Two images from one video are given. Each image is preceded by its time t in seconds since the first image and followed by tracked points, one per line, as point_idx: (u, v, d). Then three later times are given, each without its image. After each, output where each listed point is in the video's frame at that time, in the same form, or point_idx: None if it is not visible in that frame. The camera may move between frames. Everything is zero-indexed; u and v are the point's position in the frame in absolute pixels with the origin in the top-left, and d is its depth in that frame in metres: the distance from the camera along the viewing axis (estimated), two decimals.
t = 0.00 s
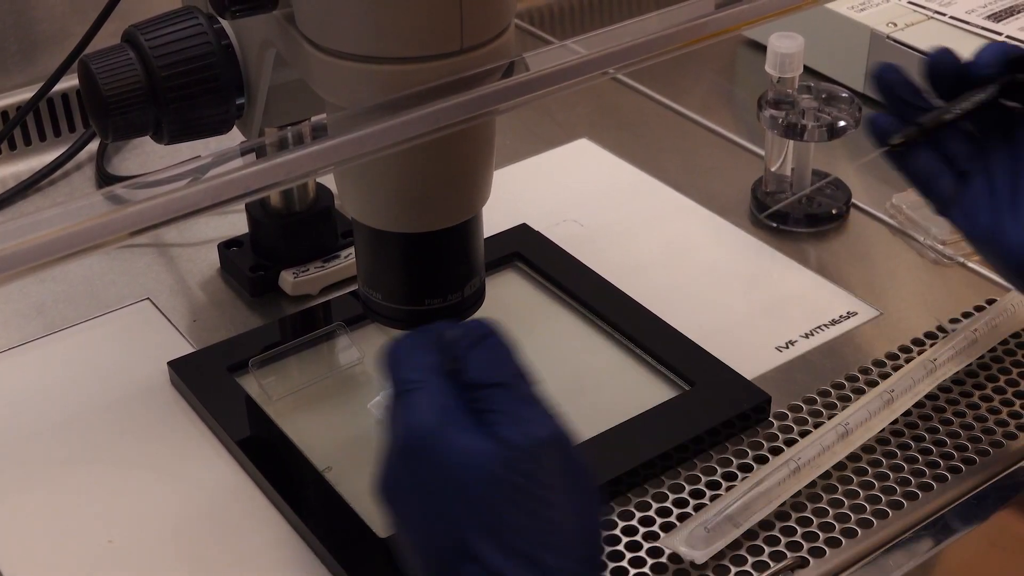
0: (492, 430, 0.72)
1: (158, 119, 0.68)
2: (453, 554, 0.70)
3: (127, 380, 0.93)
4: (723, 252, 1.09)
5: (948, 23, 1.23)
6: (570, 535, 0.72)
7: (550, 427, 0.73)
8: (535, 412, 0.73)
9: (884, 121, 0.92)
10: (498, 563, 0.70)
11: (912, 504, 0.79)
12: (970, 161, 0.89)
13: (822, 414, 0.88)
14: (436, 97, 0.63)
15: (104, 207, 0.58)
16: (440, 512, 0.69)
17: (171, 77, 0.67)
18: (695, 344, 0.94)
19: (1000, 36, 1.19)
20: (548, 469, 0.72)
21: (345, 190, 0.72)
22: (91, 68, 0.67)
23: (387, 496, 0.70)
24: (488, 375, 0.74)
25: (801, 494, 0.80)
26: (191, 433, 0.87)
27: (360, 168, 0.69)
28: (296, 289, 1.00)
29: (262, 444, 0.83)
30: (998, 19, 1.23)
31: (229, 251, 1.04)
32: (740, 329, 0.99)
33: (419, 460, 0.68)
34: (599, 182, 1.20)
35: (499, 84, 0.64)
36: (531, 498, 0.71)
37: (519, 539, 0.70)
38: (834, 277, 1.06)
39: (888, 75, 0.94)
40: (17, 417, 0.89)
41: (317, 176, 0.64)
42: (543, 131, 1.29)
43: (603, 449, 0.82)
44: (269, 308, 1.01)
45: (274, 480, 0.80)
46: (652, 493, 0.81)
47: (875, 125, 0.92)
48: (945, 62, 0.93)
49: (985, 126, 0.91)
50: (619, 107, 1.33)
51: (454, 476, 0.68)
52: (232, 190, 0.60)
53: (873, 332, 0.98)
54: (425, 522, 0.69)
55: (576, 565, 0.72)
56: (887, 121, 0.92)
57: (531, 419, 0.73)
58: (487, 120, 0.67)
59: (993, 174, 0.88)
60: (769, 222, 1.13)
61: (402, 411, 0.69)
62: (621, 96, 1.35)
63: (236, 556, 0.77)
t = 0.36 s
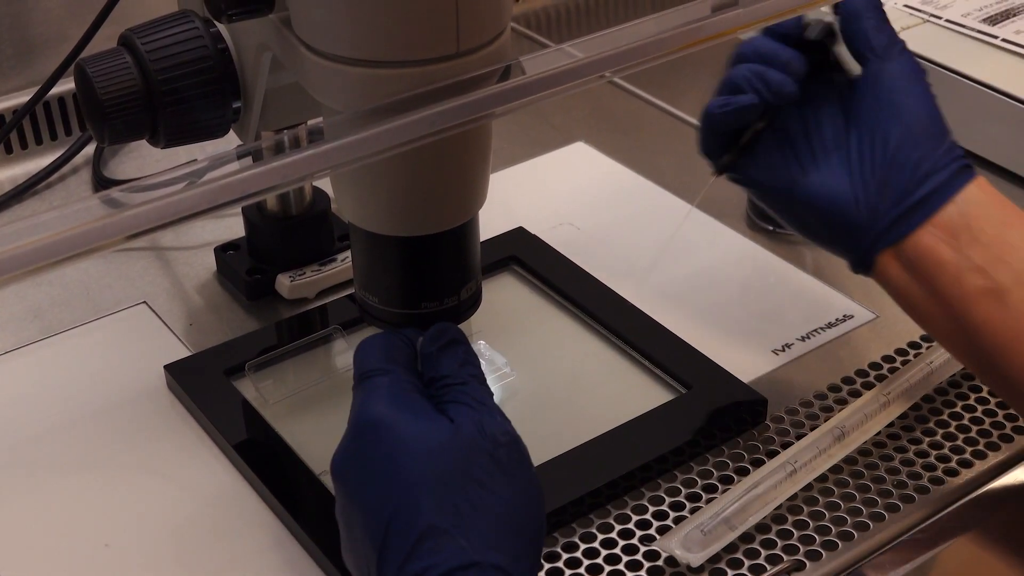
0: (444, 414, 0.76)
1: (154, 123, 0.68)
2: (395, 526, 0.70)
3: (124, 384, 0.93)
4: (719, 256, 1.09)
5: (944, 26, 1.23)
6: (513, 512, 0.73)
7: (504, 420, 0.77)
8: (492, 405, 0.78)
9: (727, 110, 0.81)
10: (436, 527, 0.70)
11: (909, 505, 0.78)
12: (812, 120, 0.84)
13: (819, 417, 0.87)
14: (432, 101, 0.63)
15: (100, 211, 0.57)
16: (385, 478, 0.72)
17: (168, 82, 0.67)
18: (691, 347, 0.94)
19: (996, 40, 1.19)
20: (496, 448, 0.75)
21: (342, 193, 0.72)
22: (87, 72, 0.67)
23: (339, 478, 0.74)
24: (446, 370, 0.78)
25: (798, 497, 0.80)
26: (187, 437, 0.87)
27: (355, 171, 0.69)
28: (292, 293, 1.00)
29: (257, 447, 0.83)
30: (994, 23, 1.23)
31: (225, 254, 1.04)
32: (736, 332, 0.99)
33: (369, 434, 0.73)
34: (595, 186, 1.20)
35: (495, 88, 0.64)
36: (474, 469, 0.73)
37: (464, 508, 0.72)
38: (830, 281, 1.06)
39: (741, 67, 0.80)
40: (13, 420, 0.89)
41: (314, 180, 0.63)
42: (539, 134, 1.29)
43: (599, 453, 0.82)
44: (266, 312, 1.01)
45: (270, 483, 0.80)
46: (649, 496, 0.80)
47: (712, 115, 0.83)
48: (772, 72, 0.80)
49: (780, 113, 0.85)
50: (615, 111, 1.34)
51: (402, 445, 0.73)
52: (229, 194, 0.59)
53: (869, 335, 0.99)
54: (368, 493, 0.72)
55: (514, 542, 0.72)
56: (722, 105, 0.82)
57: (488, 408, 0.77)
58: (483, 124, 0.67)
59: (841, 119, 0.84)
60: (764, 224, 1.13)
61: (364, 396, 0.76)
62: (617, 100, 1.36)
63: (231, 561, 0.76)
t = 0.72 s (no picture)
0: (448, 409, 0.78)
1: (154, 124, 0.68)
2: (393, 510, 0.71)
3: (124, 386, 0.93)
4: (719, 257, 1.09)
5: (944, 28, 1.23)
6: (509, 496, 0.73)
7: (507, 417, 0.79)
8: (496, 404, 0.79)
9: (684, 121, 0.88)
10: (432, 505, 0.71)
11: (908, 507, 0.78)
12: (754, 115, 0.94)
13: (819, 419, 0.87)
14: (431, 103, 0.63)
15: (99, 213, 0.57)
16: (386, 462, 0.73)
17: (167, 83, 0.67)
18: (690, 349, 0.94)
19: (996, 42, 1.19)
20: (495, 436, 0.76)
21: (341, 195, 0.72)
22: (87, 73, 0.67)
23: (345, 471, 0.76)
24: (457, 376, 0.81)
25: (797, 499, 0.80)
26: (187, 439, 0.87)
27: (354, 173, 0.69)
28: (292, 295, 1.00)
29: (257, 448, 0.83)
30: (994, 25, 1.23)
31: (225, 256, 1.04)
32: (736, 333, 0.99)
33: (372, 425, 0.75)
34: (594, 187, 1.20)
35: (495, 89, 0.64)
36: (471, 453, 0.74)
37: (459, 489, 0.73)
38: (829, 283, 1.06)
39: (700, 76, 0.86)
40: (13, 422, 0.89)
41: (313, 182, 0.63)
42: (538, 136, 1.29)
43: (599, 455, 0.82)
44: (265, 314, 1.01)
45: (269, 484, 0.80)
46: (648, 498, 0.80)
47: (664, 117, 0.88)
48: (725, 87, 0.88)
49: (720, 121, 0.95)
50: (615, 112, 1.34)
51: (406, 433, 0.74)
52: (228, 197, 0.59)
53: (869, 336, 0.99)
54: (370, 478, 0.73)
55: (507, 525, 0.72)
56: (677, 111, 0.88)
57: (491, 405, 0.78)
58: (482, 126, 0.67)
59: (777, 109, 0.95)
60: (764, 226, 1.14)
61: (371, 393, 0.78)
62: (617, 102, 1.36)
63: (231, 563, 0.76)
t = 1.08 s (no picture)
0: (460, 403, 0.78)
1: (155, 125, 0.68)
2: (396, 509, 0.72)
3: (124, 387, 0.93)
4: (719, 258, 1.09)
5: (945, 29, 1.24)
6: (515, 498, 0.73)
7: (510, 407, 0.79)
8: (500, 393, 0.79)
9: (697, 101, 0.87)
10: (430, 503, 0.72)
11: (909, 508, 0.78)
12: (776, 109, 0.93)
13: (819, 420, 0.87)
14: (432, 105, 0.63)
15: (100, 214, 0.57)
16: (390, 460, 0.75)
17: (167, 83, 0.67)
18: (691, 351, 0.94)
19: (997, 43, 1.19)
20: (495, 427, 0.76)
21: (342, 196, 0.72)
22: (87, 74, 0.67)
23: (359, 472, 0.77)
24: (464, 370, 0.81)
25: (798, 501, 0.80)
26: (187, 440, 0.87)
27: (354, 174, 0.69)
28: (293, 296, 1.00)
29: (258, 449, 0.83)
30: (995, 26, 1.23)
31: (226, 257, 1.04)
32: (737, 334, 0.99)
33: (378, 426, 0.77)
34: (595, 189, 1.20)
35: (496, 91, 0.63)
36: (470, 448, 0.75)
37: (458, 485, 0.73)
38: (830, 284, 1.06)
39: (701, 61, 0.88)
40: (14, 423, 0.89)
41: (314, 184, 0.62)
42: (539, 137, 1.29)
43: (599, 456, 0.82)
44: (266, 315, 1.01)
45: (269, 485, 0.80)
46: (648, 499, 0.80)
47: (678, 103, 0.88)
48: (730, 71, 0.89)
49: (739, 115, 0.94)
50: (615, 114, 1.34)
51: (407, 431, 0.76)
52: (228, 199, 0.58)
53: (869, 338, 0.99)
54: (378, 478, 0.75)
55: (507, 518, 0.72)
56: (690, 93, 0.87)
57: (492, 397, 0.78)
58: (484, 127, 0.67)
59: (797, 100, 0.92)
60: (765, 227, 1.14)
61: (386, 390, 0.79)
62: (618, 103, 1.36)
63: (231, 564, 0.76)
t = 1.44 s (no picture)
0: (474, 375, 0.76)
1: (155, 124, 0.68)
2: (416, 486, 0.71)
3: (125, 387, 0.93)
4: (719, 258, 1.09)
5: (946, 29, 1.23)
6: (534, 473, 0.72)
7: (518, 376, 0.78)
8: (506, 363, 0.78)
9: (716, 111, 0.85)
10: (450, 476, 0.71)
11: (910, 508, 0.78)
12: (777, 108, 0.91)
13: (819, 420, 0.87)
14: (432, 105, 0.62)
15: (100, 214, 0.57)
16: (404, 437, 0.74)
17: (168, 83, 0.67)
18: (692, 351, 0.94)
19: (998, 43, 1.19)
20: (508, 398, 0.75)
21: (342, 196, 0.72)
22: (88, 73, 0.67)
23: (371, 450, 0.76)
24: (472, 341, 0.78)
25: (799, 501, 0.80)
26: (188, 440, 0.87)
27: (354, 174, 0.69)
28: (293, 296, 1.00)
29: (258, 449, 0.83)
30: (996, 26, 1.23)
31: (226, 257, 1.04)
32: (737, 334, 0.99)
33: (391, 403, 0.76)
34: (595, 189, 1.20)
35: (496, 91, 0.63)
36: (483, 419, 0.74)
37: (475, 457, 0.72)
38: (831, 284, 1.06)
39: (729, 67, 0.85)
40: (15, 423, 0.89)
41: (313, 183, 0.62)
42: (539, 137, 1.29)
43: (599, 456, 0.82)
44: (266, 315, 1.01)
45: (270, 485, 0.80)
46: (649, 499, 0.80)
47: (697, 103, 0.85)
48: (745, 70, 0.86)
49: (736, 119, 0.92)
50: (615, 113, 1.34)
51: (419, 407, 0.74)
52: (228, 198, 0.58)
53: (870, 337, 0.99)
54: (397, 459, 0.74)
55: (527, 489, 0.72)
56: (710, 98, 0.85)
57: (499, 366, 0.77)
58: (484, 127, 0.66)
59: (799, 100, 0.91)
60: (765, 227, 1.14)
61: (398, 368, 0.77)
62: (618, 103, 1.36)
63: (232, 563, 0.76)
